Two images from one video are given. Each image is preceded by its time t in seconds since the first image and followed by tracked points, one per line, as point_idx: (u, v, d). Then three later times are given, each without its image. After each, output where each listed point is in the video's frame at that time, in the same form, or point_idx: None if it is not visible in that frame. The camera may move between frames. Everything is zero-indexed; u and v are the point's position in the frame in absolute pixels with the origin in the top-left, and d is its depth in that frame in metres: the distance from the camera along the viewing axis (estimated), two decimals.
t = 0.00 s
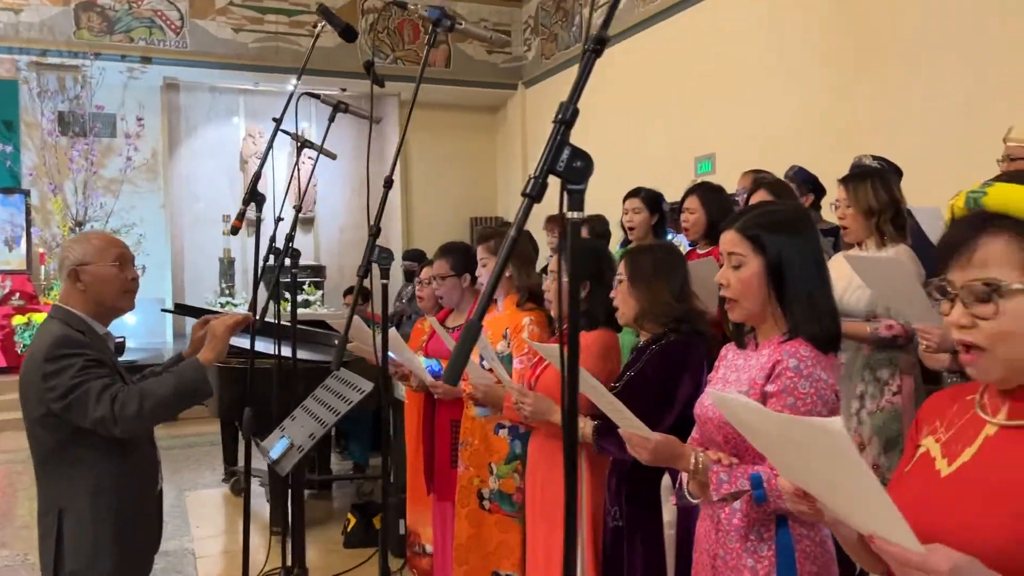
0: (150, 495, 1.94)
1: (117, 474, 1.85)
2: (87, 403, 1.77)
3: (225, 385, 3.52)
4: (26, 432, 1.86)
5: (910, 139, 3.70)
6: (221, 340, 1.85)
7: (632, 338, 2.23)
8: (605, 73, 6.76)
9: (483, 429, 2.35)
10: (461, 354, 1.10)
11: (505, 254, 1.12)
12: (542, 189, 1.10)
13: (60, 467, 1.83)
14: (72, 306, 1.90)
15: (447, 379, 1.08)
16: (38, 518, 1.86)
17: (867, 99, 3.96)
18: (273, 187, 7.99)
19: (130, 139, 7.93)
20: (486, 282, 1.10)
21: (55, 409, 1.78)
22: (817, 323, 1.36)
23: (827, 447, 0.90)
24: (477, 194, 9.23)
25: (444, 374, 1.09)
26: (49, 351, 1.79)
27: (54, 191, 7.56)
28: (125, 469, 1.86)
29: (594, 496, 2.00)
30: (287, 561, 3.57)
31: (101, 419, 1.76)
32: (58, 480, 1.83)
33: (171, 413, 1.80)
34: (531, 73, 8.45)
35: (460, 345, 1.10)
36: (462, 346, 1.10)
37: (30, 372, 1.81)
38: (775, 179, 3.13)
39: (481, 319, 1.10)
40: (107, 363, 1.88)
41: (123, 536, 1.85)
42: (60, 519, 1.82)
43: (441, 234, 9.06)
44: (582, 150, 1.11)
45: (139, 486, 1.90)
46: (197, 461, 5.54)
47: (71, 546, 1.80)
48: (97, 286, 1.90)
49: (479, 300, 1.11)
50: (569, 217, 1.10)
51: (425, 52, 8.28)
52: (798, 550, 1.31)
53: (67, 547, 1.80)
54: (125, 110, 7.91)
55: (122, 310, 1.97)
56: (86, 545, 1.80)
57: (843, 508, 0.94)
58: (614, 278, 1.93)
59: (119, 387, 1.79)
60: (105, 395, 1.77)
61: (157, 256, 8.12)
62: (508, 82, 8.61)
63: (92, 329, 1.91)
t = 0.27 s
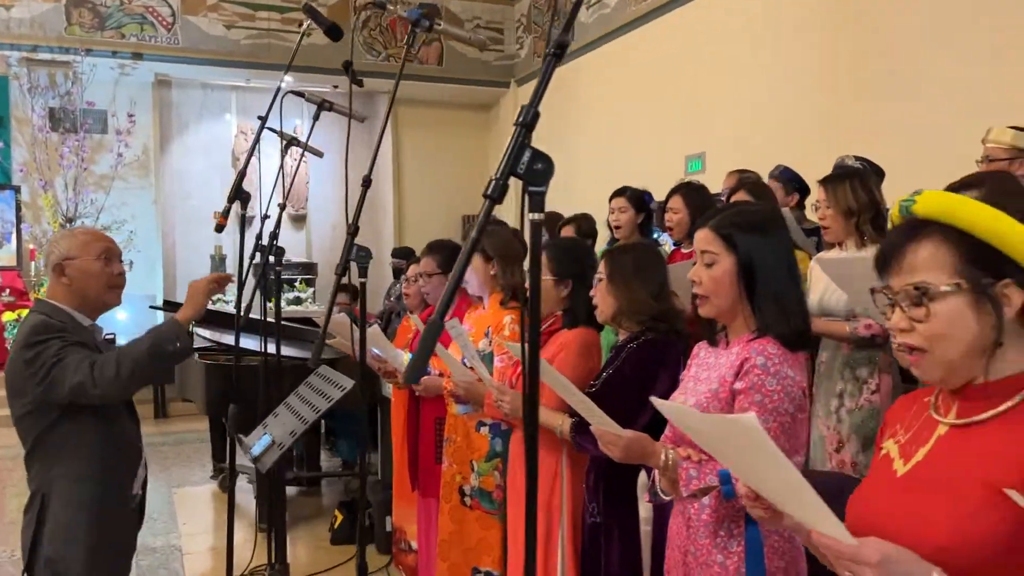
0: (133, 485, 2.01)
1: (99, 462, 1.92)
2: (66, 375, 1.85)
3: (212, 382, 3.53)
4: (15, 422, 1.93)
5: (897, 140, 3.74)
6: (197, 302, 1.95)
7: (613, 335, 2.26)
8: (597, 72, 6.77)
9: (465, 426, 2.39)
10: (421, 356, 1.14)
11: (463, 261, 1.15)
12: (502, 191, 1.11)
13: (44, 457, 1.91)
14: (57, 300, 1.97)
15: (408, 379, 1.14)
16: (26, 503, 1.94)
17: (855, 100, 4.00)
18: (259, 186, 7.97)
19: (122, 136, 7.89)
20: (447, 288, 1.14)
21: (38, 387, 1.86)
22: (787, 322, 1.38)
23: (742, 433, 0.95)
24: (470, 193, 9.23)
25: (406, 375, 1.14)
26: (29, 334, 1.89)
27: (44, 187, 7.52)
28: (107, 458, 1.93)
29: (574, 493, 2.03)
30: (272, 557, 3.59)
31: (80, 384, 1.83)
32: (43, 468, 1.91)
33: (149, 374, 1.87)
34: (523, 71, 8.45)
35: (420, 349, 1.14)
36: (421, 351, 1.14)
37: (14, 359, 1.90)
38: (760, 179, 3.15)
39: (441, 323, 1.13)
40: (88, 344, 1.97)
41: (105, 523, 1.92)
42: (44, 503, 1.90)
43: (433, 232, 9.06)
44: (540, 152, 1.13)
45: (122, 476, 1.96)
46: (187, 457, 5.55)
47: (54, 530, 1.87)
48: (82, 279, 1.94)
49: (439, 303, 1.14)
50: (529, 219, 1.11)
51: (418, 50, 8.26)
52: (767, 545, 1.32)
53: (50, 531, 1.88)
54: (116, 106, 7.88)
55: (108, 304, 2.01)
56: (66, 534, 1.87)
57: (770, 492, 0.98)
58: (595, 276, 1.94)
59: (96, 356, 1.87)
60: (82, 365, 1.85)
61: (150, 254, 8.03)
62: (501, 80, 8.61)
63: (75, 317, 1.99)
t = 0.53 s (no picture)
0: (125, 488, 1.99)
1: (90, 465, 1.90)
2: (61, 383, 1.82)
3: (202, 378, 3.54)
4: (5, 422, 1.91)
5: (886, 141, 3.77)
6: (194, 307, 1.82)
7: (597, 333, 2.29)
8: (591, 70, 6.78)
9: (455, 422, 2.41)
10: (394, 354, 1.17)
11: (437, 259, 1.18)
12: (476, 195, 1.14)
13: (34, 457, 1.89)
14: (54, 299, 1.93)
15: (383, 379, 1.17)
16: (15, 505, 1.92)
17: (845, 101, 4.03)
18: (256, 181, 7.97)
19: (116, 132, 7.92)
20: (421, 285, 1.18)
21: (32, 392, 1.83)
22: (761, 322, 1.40)
23: (696, 430, 1.00)
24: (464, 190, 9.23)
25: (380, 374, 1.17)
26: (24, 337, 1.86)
27: (38, 183, 7.51)
28: (98, 461, 1.91)
29: (560, 488, 2.05)
30: (263, 554, 3.60)
31: (75, 395, 1.81)
32: (34, 470, 1.88)
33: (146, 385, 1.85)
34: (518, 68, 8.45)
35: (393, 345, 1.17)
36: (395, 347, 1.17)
37: (8, 360, 1.87)
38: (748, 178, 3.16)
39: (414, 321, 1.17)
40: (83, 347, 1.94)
41: (97, 526, 1.90)
42: (34, 506, 1.88)
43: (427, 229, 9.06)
44: (514, 156, 1.16)
45: (113, 479, 1.95)
46: (179, 454, 5.56)
47: (43, 535, 1.84)
48: (81, 281, 1.91)
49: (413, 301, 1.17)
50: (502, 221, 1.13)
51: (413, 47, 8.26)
52: (745, 540, 1.33)
53: (38, 535, 1.85)
54: (111, 103, 7.90)
55: (104, 306, 1.99)
56: (55, 537, 1.84)
57: (727, 492, 1.03)
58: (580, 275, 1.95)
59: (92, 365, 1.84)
60: (77, 374, 1.82)
61: (143, 249, 8.12)
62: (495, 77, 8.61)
63: (72, 319, 1.95)
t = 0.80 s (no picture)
0: (116, 503, 1.93)
1: (78, 480, 1.84)
2: (53, 418, 1.77)
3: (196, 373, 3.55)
4: None
5: (880, 143, 3.79)
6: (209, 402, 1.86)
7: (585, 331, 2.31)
8: (588, 68, 6.79)
9: (447, 420, 2.41)
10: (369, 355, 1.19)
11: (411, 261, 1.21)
12: (451, 196, 1.17)
13: (24, 466, 1.83)
14: (52, 302, 1.91)
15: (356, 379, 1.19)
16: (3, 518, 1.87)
17: (840, 101, 4.06)
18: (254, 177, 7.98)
19: (112, 127, 7.93)
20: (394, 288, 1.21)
21: (21, 414, 1.78)
22: (739, 323, 1.41)
23: (672, 435, 1.00)
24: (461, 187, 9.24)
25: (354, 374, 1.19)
26: (24, 352, 1.79)
27: (34, 178, 7.51)
28: (87, 475, 1.86)
29: (550, 487, 2.05)
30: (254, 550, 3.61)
31: (64, 440, 1.76)
32: (21, 483, 1.83)
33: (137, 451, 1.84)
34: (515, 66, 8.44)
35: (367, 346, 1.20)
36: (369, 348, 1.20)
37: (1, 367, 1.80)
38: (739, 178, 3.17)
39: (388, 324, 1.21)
40: (80, 369, 1.88)
41: (84, 543, 1.84)
42: (19, 522, 1.82)
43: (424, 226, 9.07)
44: (489, 158, 1.18)
45: (102, 492, 1.89)
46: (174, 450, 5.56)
47: (28, 549, 1.80)
48: (81, 285, 1.91)
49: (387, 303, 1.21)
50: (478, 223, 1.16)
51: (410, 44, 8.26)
52: (724, 541, 1.34)
53: (25, 550, 1.80)
54: (107, 98, 7.91)
55: (101, 310, 1.98)
56: (41, 553, 1.80)
57: (701, 495, 1.04)
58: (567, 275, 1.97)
59: (89, 411, 1.80)
60: (72, 416, 1.78)
61: (139, 245, 8.15)
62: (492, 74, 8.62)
63: (69, 329, 1.89)
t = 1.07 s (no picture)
0: (111, 498, 1.95)
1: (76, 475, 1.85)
2: (51, 420, 1.77)
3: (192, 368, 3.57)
4: None
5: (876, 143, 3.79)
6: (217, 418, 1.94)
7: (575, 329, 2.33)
8: (587, 66, 6.79)
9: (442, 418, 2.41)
10: (348, 353, 1.21)
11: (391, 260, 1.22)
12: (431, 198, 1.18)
13: (20, 462, 1.81)
14: (46, 299, 1.90)
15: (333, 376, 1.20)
16: None
17: (838, 101, 4.06)
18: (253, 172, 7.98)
19: (111, 122, 7.90)
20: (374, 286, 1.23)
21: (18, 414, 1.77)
22: (721, 323, 1.42)
23: (657, 435, 1.00)
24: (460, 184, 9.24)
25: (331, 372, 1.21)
26: (23, 352, 1.78)
27: (32, 172, 7.48)
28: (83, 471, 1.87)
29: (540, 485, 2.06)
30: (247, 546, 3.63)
31: (64, 444, 1.77)
32: (13, 478, 1.81)
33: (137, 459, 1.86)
34: (514, 63, 8.43)
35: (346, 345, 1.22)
36: (348, 347, 1.22)
37: None
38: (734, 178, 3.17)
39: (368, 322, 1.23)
40: (78, 372, 1.88)
41: (81, 536, 1.86)
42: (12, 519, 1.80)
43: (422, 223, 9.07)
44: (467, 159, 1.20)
45: (99, 488, 1.90)
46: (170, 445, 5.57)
47: (24, 545, 1.79)
48: (77, 282, 1.91)
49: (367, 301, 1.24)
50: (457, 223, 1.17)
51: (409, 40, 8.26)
52: (706, 541, 1.35)
53: (20, 545, 1.79)
54: (105, 92, 7.89)
55: (94, 307, 1.98)
56: (39, 548, 1.80)
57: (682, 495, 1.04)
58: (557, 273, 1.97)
59: (89, 416, 1.80)
60: (73, 419, 1.78)
61: (136, 241, 8.09)
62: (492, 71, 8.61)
63: (64, 327, 1.89)
